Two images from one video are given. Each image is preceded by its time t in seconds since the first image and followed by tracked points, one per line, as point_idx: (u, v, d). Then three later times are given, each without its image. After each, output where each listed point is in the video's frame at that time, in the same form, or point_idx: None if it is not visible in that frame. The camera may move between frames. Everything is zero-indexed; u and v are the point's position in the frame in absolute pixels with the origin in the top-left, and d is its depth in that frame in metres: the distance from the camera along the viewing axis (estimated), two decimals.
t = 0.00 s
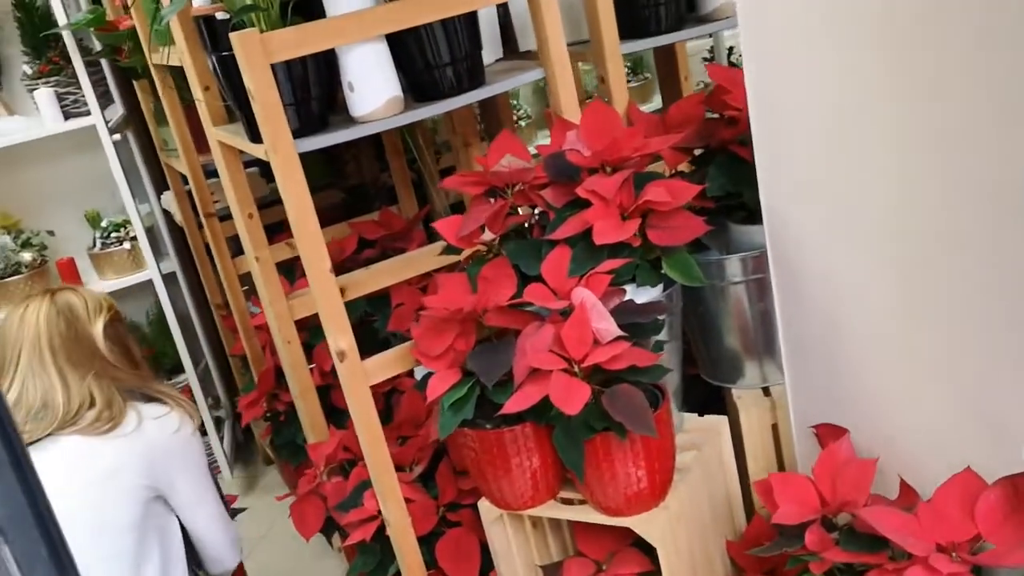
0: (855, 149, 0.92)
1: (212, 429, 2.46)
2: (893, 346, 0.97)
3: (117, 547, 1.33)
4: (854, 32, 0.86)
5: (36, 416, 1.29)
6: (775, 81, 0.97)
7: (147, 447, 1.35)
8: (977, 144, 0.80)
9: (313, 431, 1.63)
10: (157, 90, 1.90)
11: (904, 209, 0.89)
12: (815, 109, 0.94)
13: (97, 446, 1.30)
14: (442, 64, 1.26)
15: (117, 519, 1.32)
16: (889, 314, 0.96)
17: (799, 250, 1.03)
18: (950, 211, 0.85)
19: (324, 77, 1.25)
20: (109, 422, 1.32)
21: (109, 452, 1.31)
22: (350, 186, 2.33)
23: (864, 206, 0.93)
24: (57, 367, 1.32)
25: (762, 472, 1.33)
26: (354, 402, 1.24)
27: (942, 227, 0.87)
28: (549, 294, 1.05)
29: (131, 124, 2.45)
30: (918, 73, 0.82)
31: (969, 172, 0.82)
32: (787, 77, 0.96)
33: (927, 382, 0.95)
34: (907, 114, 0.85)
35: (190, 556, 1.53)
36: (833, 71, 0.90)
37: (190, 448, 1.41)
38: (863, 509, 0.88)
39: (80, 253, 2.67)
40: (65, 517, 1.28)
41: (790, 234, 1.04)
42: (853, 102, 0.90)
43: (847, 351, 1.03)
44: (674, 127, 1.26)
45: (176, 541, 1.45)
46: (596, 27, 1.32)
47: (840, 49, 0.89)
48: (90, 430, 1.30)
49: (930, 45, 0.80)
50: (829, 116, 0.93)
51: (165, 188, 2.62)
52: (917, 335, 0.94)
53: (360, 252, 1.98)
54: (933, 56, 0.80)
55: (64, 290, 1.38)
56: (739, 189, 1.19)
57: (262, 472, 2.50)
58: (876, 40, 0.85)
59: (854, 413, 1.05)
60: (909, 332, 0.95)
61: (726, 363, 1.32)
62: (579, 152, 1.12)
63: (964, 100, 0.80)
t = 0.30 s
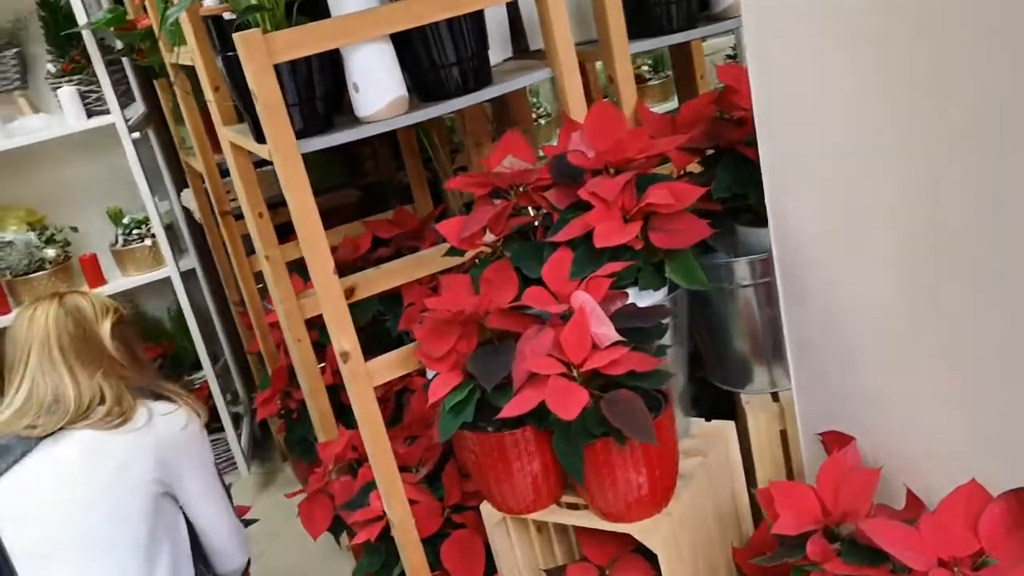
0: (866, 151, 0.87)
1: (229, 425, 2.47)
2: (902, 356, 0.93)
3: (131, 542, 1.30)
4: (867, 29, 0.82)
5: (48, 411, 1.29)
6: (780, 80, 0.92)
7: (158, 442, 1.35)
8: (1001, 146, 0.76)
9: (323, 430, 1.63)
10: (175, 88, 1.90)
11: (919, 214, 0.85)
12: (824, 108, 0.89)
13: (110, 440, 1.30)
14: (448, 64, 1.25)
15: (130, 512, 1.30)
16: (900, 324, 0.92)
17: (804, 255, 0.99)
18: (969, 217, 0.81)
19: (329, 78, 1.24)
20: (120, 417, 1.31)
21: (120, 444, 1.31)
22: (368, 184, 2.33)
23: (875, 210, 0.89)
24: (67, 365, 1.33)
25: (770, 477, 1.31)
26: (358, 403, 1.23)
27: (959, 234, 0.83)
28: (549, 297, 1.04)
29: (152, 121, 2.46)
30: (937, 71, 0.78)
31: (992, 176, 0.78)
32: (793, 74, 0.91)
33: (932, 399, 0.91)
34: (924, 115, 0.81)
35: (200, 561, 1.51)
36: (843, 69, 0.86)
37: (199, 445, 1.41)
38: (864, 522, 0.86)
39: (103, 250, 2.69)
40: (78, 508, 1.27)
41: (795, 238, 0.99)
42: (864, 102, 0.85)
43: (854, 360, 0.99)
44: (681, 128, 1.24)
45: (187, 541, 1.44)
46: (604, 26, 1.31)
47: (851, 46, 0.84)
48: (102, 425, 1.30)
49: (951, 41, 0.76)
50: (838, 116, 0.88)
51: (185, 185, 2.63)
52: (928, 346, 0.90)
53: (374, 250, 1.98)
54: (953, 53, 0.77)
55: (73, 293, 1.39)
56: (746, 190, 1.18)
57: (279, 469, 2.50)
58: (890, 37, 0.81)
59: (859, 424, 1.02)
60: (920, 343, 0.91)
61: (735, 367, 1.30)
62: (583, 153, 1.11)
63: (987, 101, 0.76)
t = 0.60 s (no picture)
0: (877, 183, 0.84)
1: (255, 428, 2.49)
2: (913, 393, 0.90)
3: (145, 546, 1.29)
4: (877, 56, 0.79)
5: (68, 409, 1.32)
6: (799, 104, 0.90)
7: (176, 444, 1.36)
8: (1000, 190, 0.72)
9: (343, 438, 1.64)
10: (210, 92, 1.93)
11: (926, 252, 0.81)
12: (841, 132, 0.86)
13: (128, 439, 1.31)
14: (475, 77, 1.25)
15: (146, 515, 1.30)
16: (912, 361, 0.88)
17: (824, 280, 0.96)
18: (972, 259, 0.77)
19: (357, 88, 1.25)
20: (139, 417, 1.33)
21: (138, 446, 1.31)
22: (400, 193, 2.34)
23: (887, 240, 0.86)
24: (88, 363, 1.35)
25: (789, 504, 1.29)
26: (374, 413, 1.24)
27: (963, 276, 0.79)
28: (565, 316, 1.04)
29: (189, 123, 2.49)
30: (940, 105, 0.74)
31: (986, 216, 0.74)
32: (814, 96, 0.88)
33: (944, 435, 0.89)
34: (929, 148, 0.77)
35: (213, 565, 1.51)
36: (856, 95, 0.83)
37: (217, 447, 1.42)
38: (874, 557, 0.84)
39: (137, 249, 2.72)
40: (93, 509, 1.26)
41: (815, 262, 0.96)
42: (876, 130, 0.82)
43: (865, 394, 0.96)
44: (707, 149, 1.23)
45: (202, 542, 1.45)
46: (634, 43, 1.30)
47: (862, 72, 0.81)
48: (121, 425, 1.31)
49: (953, 76, 0.72)
50: (854, 142, 0.85)
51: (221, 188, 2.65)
52: (937, 386, 0.86)
53: (402, 259, 1.98)
54: (954, 88, 0.72)
55: (99, 293, 1.42)
56: (770, 213, 1.17)
57: (304, 474, 2.51)
58: (899, 66, 0.77)
59: (873, 458, 0.99)
60: (929, 382, 0.87)
61: (755, 390, 1.28)
62: (604, 171, 1.11)
63: (988, 141, 0.71)
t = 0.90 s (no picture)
0: (897, 182, 0.82)
1: (270, 426, 2.48)
2: (937, 396, 0.87)
3: (156, 549, 1.29)
4: (903, 49, 0.76)
5: (79, 410, 1.32)
6: (815, 101, 0.88)
7: (189, 447, 1.35)
8: None
9: (357, 437, 1.63)
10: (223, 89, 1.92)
11: (949, 254, 0.79)
12: (860, 128, 0.84)
13: (141, 441, 1.30)
14: (489, 74, 1.24)
15: (158, 518, 1.30)
16: (936, 364, 0.85)
17: (843, 279, 0.93)
18: (997, 260, 0.75)
19: (369, 84, 1.24)
20: (152, 420, 1.32)
21: (151, 448, 1.31)
22: (415, 191, 2.33)
23: (910, 239, 0.83)
24: (98, 363, 1.34)
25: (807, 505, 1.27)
26: (386, 413, 1.22)
27: (987, 278, 0.76)
28: (578, 316, 1.02)
29: (204, 121, 2.49)
30: (970, 99, 0.72)
31: (1011, 214, 0.72)
32: (833, 91, 0.85)
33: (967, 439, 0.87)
34: (958, 143, 0.74)
35: (223, 569, 1.50)
36: (879, 89, 0.80)
37: (230, 450, 1.42)
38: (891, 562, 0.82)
39: (153, 247, 2.72)
40: (104, 511, 1.25)
41: (832, 264, 0.94)
42: (900, 124, 0.79)
43: (884, 398, 0.94)
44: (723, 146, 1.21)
45: (212, 546, 1.44)
46: (650, 39, 1.29)
47: (884, 67, 0.78)
48: (133, 427, 1.31)
49: (979, 69, 0.70)
50: (875, 137, 0.82)
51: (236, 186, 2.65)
52: (963, 389, 0.83)
53: (417, 256, 1.97)
54: (983, 81, 0.70)
55: (113, 290, 1.41)
56: (788, 211, 1.15)
57: (319, 473, 2.51)
58: (926, 61, 0.74)
59: (891, 460, 0.97)
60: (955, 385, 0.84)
61: (772, 391, 1.26)
62: (618, 169, 1.09)
63: (1015, 138, 0.69)
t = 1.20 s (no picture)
0: (915, 182, 0.78)
1: (268, 426, 2.45)
2: (955, 403, 0.83)
3: (148, 558, 1.26)
4: (923, 43, 0.72)
5: (72, 414, 1.29)
6: (826, 97, 0.84)
7: (183, 453, 1.32)
8: None
9: (354, 439, 1.59)
10: (219, 84, 1.89)
11: (969, 257, 0.76)
12: (876, 124, 0.80)
13: (135, 446, 1.27)
14: (489, 68, 1.21)
15: (152, 525, 1.27)
16: (954, 372, 0.82)
17: (856, 280, 0.90)
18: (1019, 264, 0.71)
19: (366, 78, 1.21)
20: (147, 426, 1.29)
21: (146, 456, 1.28)
22: (414, 187, 2.29)
23: (929, 241, 0.79)
24: (90, 366, 1.31)
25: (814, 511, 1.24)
26: (383, 415, 1.19)
27: (1009, 283, 0.73)
28: (580, 318, 0.99)
29: (201, 116, 2.45)
30: (993, 93, 0.68)
31: None
32: (846, 84, 0.82)
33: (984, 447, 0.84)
34: (980, 137, 0.70)
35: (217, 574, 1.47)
36: (896, 81, 0.76)
37: (227, 457, 1.39)
38: None
39: (150, 243, 2.69)
40: (97, 518, 1.22)
41: (846, 267, 0.91)
42: (918, 117, 0.75)
43: (898, 405, 0.90)
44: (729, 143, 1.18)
45: (208, 552, 1.42)
46: (654, 33, 1.25)
47: (902, 62, 0.75)
48: (128, 432, 1.27)
49: (1003, 64, 0.66)
50: (892, 135, 0.79)
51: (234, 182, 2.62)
52: (983, 397, 0.80)
53: (416, 254, 1.94)
54: (1008, 77, 0.66)
55: (108, 289, 1.37)
56: (796, 209, 1.11)
57: (317, 473, 2.48)
58: (947, 55, 0.71)
59: (904, 467, 0.94)
60: (974, 392, 0.81)
61: (779, 394, 1.23)
62: (622, 166, 1.06)
63: None
